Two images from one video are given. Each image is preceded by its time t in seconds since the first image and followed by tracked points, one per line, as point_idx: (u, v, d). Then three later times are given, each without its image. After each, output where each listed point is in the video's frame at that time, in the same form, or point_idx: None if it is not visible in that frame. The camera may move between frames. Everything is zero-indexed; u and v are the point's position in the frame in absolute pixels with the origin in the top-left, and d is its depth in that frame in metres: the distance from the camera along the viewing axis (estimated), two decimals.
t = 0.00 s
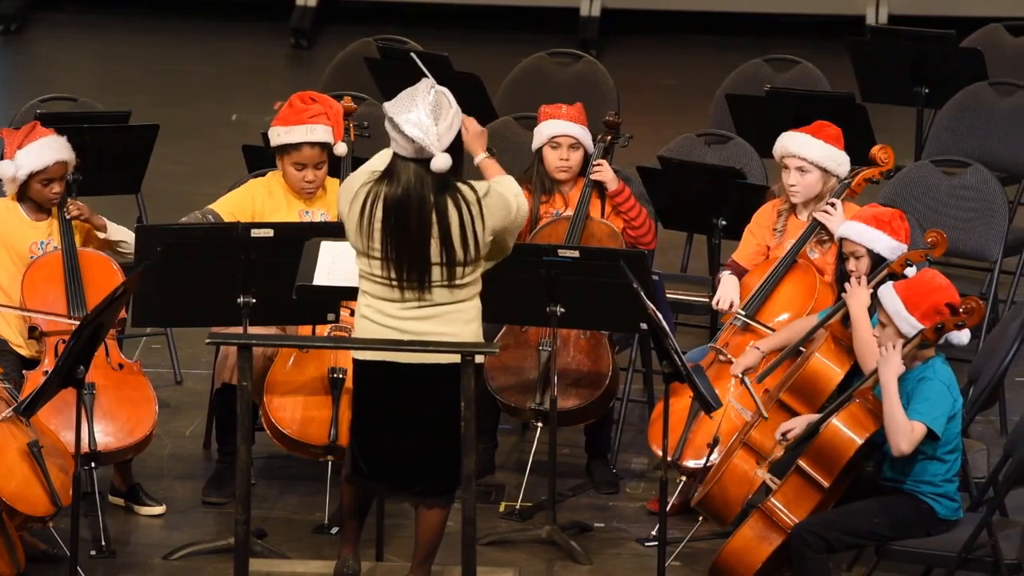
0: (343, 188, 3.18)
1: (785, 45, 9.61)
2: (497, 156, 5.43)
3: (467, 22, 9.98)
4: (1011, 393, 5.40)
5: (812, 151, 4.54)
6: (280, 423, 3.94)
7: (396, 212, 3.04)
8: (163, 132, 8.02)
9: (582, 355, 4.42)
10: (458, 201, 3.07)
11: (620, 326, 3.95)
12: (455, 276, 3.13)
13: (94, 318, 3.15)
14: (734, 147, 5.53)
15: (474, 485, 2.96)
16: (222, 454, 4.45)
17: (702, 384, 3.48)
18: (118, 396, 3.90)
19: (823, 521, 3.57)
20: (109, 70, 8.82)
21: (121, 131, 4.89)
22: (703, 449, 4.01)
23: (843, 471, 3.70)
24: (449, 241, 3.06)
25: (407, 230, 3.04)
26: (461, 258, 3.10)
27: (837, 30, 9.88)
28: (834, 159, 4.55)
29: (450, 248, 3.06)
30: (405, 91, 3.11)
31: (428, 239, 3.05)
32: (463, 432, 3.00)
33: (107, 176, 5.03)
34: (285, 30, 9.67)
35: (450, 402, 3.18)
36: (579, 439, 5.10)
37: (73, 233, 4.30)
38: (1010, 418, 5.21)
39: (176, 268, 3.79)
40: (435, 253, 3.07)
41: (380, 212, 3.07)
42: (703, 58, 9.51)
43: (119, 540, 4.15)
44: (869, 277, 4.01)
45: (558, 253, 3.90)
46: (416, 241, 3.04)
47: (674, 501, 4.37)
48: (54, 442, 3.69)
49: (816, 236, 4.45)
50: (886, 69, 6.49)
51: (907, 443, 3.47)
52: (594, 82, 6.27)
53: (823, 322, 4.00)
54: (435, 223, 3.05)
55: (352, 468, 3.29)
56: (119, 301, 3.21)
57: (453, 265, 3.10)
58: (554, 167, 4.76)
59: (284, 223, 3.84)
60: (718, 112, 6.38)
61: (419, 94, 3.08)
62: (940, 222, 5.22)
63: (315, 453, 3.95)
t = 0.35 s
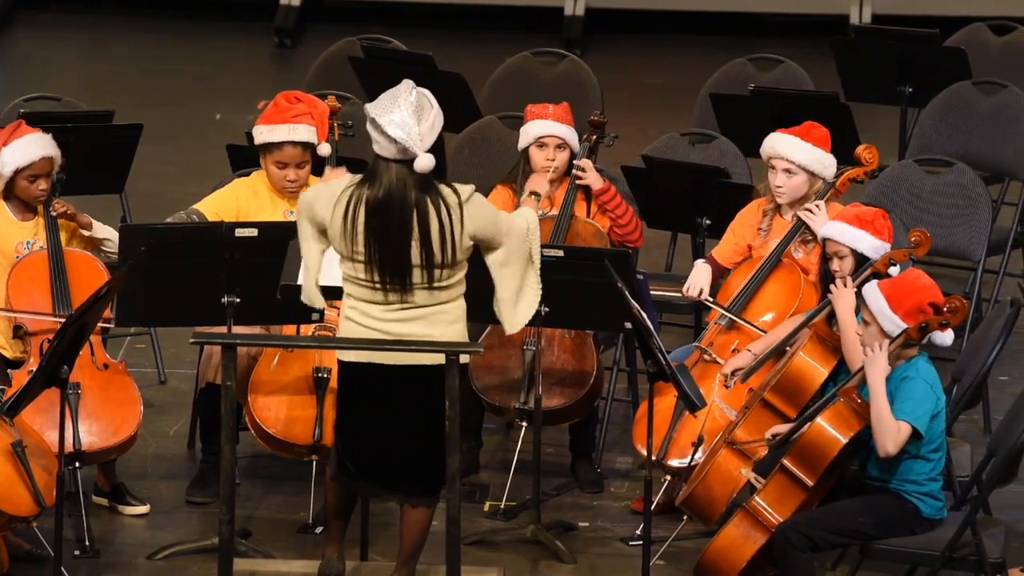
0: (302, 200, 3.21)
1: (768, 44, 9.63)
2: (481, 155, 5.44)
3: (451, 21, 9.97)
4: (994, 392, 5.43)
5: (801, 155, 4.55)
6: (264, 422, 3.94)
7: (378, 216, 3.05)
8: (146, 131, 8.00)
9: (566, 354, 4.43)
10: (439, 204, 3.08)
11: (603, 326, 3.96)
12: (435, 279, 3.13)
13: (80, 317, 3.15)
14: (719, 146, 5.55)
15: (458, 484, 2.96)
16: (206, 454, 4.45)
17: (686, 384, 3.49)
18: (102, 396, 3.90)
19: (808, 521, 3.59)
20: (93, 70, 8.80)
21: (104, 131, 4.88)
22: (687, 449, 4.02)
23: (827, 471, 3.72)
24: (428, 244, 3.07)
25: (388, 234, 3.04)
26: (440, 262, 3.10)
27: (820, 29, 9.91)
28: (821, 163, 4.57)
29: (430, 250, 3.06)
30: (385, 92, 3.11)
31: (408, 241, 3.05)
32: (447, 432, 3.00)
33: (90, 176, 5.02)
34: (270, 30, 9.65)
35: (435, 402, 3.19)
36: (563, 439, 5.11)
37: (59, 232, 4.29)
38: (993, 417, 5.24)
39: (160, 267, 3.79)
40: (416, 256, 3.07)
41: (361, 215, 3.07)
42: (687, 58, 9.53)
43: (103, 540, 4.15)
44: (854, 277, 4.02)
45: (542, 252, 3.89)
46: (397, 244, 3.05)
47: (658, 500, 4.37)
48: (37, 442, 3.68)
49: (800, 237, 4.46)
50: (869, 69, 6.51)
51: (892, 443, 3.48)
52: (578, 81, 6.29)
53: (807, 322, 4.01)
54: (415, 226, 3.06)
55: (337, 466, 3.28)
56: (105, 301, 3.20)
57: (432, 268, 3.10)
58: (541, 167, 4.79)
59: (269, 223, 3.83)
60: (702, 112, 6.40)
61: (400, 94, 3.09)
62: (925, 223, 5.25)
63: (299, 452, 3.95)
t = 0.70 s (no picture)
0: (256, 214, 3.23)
1: (757, 43, 9.64)
2: (470, 155, 5.44)
3: (440, 21, 9.97)
4: (982, 391, 5.45)
5: (790, 154, 4.57)
6: (253, 422, 3.94)
7: (367, 216, 3.05)
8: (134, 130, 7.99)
9: (555, 354, 4.43)
10: (427, 204, 3.08)
11: (592, 325, 3.97)
12: (422, 280, 3.13)
13: (68, 317, 3.14)
14: (707, 145, 5.56)
15: (447, 484, 2.97)
16: (195, 454, 4.45)
17: (675, 384, 3.49)
18: (91, 396, 3.89)
19: (796, 520, 3.60)
20: (81, 69, 8.78)
21: (93, 131, 4.88)
22: (676, 449, 4.03)
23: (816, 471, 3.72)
24: (416, 244, 3.07)
25: (377, 234, 3.05)
26: (427, 262, 3.10)
27: (809, 30, 9.93)
28: (810, 162, 4.59)
29: (417, 250, 3.07)
30: (377, 87, 3.11)
31: (396, 241, 3.05)
32: (437, 431, 3.01)
33: (78, 176, 5.01)
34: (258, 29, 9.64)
35: (423, 402, 3.19)
36: (552, 438, 5.12)
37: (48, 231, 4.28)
38: (981, 416, 5.25)
39: (149, 267, 3.78)
40: (403, 257, 3.08)
41: (350, 215, 3.08)
42: (676, 57, 9.54)
43: (91, 540, 4.14)
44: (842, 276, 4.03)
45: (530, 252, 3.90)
46: (385, 244, 3.05)
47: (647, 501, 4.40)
48: (25, 441, 3.68)
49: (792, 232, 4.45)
50: (859, 68, 6.52)
51: (880, 442, 3.49)
52: (567, 81, 6.29)
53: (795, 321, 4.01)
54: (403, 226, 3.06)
55: (326, 466, 3.27)
56: (92, 300, 3.20)
57: (419, 268, 3.10)
58: (529, 166, 4.79)
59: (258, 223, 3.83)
60: (691, 111, 6.41)
61: (395, 87, 3.10)
62: (914, 222, 5.26)
63: (288, 452, 3.95)
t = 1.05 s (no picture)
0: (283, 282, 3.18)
1: (749, 43, 9.65)
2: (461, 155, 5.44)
3: (431, 20, 9.97)
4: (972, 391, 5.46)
5: (778, 156, 4.59)
6: (244, 422, 3.94)
7: (361, 211, 3.05)
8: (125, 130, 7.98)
9: (547, 354, 4.43)
10: (421, 199, 3.08)
11: (583, 324, 3.97)
12: (412, 273, 3.14)
13: (59, 317, 3.14)
14: (698, 145, 5.56)
15: (438, 483, 2.97)
16: (186, 454, 4.44)
17: (666, 383, 3.50)
18: (82, 396, 3.89)
19: (788, 520, 3.61)
20: (71, 69, 8.77)
21: (83, 131, 4.87)
22: (667, 448, 4.05)
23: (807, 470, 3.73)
24: (408, 238, 3.08)
25: (370, 228, 3.05)
26: (418, 255, 3.11)
27: (800, 30, 9.94)
28: (798, 163, 4.61)
29: (408, 244, 3.08)
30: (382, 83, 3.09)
31: (388, 236, 3.06)
32: (428, 431, 3.01)
33: (69, 176, 5.00)
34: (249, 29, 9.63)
35: (414, 402, 3.19)
36: (544, 438, 5.12)
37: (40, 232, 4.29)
38: (971, 416, 5.27)
39: (140, 267, 3.78)
40: (395, 250, 3.09)
41: (343, 209, 3.07)
42: (667, 57, 9.55)
43: (83, 540, 4.14)
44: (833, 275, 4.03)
45: (522, 253, 3.90)
46: (378, 238, 3.06)
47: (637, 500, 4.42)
48: (15, 441, 3.67)
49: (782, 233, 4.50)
50: (850, 68, 6.54)
51: (873, 441, 3.50)
52: (558, 81, 6.30)
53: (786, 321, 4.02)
54: (397, 221, 3.06)
55: (317, 465, 3.26)
56: (82, 300, 3.19)
57: (410, 261, 3.11)
58: (521, 166, 4.78)
59: (249, 222, 3.83)
60: (682, 111, 6.42)
61: (400, 85, 3.09)
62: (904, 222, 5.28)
63: (279, 452, 3.95)
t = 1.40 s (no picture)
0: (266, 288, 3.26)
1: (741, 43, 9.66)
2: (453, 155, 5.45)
3: (424, 20, 9.97)
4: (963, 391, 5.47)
5: (769, 153, 4.60)
6: (235, 422, 3.93)
7: (357, 211, 3.05)
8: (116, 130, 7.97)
9: (540, 354, 4.43)
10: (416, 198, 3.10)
11: (575, 324, 3.98)
12: (410, 272, 3.15)
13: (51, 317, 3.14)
14: (689, 145, 5.57)
15: (430, 483, 2.97)
16: (178, 454, 4.44)
17: (658, 382, 3.50)
18: (75, 396, 3.89)
19: (780, 519, 3.61)
20: (62, 69, 8.75)
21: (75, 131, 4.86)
22: (659, 448, 4.04)
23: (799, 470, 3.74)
24: (405, 236, 3.09)
25: (367, 228, 3.05)
26: (414, 254, 3.12)
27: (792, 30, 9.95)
28: (791, 160, 4.62)
29: (406, 243, 3.09)
30: (369, 84, 3.10)
31: (385, 235, 3.06)
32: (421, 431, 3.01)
33: (61, 176, 5.00)
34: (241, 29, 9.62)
35: (407, 402, 3.19)
36: (536, 438, 5.12)
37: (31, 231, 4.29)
38: (963, 415, 5.29)
39: (132, 267, 3.78)
40: (392, 249, 3.09)
41: (337, 210, 3.07)
42: (659, 57, 9.56)
43: (75, 540, 4.14)
44: (824, 274, 4.01)
45: (513, 252, 3.91)
46: (376, 238, 3.06)
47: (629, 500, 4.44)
48: (7, 441, 3.66)
49: (775, 231, 4.48)
50: (843, 69, 6.55)
51: (871, 440, 3.51)
52: (550, 82, 6.30)
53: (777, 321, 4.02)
54: (393, 219, 3.07)
55: (309, 466, 3.26)
56: (74, 300, 3.19)
57: (407, 261, 3.12)
58: (513, 165, 4.79)
59: (241, 222, 3.83)
60: (674, 110, 6.43)
61: (388, 84, 3.10)
62: (895, 222, 5.29)
63: (271, 452, 3.95)
